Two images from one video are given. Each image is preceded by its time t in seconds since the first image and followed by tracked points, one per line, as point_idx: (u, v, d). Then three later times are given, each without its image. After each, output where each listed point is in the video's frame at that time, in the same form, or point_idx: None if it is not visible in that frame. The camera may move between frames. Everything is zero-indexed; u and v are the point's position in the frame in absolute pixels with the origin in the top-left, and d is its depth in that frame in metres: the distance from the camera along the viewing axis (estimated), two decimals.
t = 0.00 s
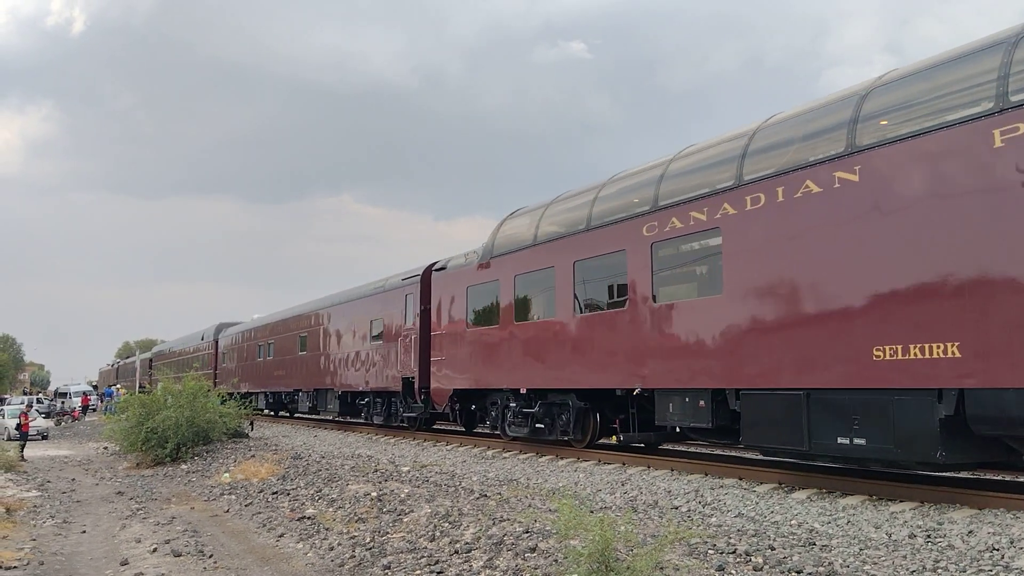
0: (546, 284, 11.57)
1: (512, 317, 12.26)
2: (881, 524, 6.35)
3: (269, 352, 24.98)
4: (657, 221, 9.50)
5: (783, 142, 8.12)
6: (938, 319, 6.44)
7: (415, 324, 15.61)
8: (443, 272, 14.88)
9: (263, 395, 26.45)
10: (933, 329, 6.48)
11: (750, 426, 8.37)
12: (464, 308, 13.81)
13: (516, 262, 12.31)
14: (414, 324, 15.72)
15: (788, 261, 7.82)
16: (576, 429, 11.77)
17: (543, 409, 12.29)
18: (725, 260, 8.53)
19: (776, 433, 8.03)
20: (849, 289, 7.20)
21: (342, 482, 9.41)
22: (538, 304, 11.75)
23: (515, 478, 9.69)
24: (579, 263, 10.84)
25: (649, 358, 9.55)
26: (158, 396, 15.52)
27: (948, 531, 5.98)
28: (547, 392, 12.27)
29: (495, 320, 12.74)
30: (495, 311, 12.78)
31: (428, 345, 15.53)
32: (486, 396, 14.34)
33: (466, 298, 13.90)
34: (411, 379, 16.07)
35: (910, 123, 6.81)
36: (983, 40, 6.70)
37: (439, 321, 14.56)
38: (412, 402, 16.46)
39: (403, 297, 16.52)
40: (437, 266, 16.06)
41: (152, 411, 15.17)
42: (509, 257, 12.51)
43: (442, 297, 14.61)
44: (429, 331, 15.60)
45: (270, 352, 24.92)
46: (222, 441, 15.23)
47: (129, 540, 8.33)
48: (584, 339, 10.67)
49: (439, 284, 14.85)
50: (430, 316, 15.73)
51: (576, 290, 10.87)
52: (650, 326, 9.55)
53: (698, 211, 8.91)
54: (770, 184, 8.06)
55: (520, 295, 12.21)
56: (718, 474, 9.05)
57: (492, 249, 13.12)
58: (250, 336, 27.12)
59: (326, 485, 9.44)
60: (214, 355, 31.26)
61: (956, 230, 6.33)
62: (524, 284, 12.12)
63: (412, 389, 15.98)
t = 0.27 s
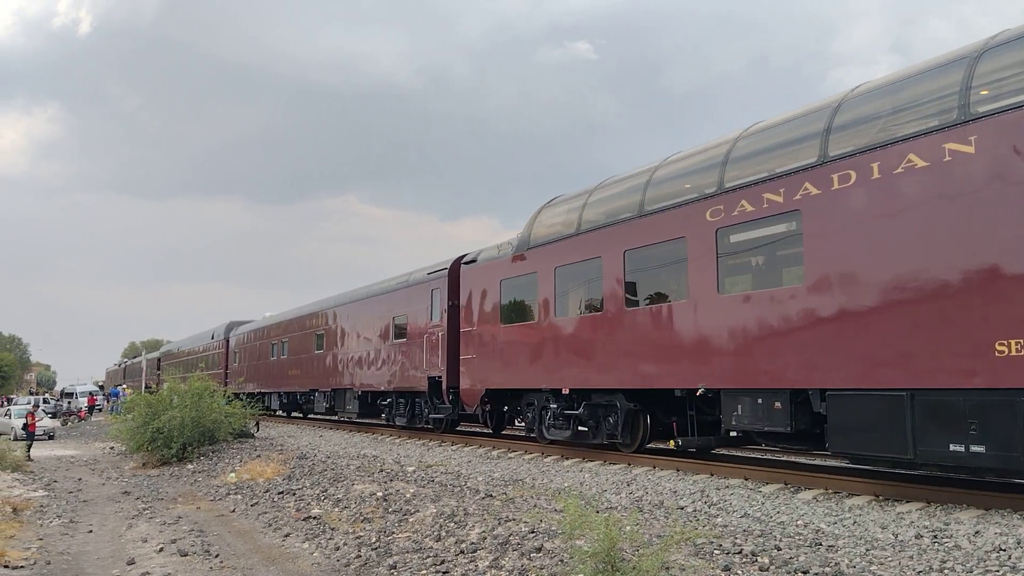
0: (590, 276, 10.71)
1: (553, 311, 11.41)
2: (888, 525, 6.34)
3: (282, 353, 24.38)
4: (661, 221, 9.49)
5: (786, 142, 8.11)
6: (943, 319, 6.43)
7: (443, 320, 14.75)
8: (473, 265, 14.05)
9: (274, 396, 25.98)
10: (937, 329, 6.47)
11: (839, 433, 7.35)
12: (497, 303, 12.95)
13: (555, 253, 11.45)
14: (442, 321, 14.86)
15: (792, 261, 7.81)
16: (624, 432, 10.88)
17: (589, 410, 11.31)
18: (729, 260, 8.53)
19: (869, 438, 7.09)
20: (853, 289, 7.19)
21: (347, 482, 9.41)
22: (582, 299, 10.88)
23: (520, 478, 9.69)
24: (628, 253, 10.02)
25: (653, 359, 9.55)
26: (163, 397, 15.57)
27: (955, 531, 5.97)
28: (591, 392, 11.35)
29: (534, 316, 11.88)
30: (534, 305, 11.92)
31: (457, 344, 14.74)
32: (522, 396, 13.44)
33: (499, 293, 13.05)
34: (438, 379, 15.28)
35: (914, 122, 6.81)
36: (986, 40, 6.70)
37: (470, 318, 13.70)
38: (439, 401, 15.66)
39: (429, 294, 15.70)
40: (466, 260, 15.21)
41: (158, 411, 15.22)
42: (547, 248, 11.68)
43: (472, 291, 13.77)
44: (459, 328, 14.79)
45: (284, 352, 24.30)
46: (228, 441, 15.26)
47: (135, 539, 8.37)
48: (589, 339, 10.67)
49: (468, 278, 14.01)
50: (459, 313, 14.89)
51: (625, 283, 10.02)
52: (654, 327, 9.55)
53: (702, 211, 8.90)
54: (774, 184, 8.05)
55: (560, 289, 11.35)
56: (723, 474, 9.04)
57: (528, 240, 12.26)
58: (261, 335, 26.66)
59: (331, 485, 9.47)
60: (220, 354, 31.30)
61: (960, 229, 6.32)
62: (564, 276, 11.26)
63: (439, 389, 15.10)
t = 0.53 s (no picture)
0: (638, 267, 9.86)
1: (596, 305, 10.60)
2: (891, 526, 6.33)
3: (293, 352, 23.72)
4: (663, 221, 9.48)
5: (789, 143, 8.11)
6: (944, 319, 6.43)
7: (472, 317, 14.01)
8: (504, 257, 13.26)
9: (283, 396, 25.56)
10: (939, 329, 6.47)
11: (945, 439, 6.56)
12: (530, 296, 12.16)
13: (597, 243, 10.63)
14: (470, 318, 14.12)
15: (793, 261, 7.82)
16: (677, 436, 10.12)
17: (639, 414, 10.45)
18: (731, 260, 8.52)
19: (976, 445, 6.32)
20: (854, 289, 7.19)
21: (351, 482, 9.42)
22: (629, 290, 10.05)
23: (523, 479, 9.69)
24: (682, 242, 9.18)
25: (655, 359, 9.55)
26: (167, 396, 15.60)
27: (958, 532, 5.96)
28: (638, 394, 10.55)
29: (573, 310, 11.06)
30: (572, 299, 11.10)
31: (486, 343, 14.06)
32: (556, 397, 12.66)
33: (532, 286, 12.23)
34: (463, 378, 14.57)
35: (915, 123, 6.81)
36: (985, 42, 6.73)
37: (501, 313, 12.92)
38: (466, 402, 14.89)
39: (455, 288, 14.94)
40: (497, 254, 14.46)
41: (162, 411, 15.25)
42: (588, 237, 10.85)
43: (504, 285, 12.97)
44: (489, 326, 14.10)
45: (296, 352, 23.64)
46: (231, 441, 15.28)
47: (139, 539, 8.39)
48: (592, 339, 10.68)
49: (498, 271, 13.21)
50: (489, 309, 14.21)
51: (679, 274, 9.20)
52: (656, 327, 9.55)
53: (704, 211, 8.90)
54: (775, 184, 8.05)
55: (604, 281, 10.52)
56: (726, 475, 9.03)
57: (567, 229, 11.42)
58: (270, 334, 26.22)
59: (334, 485, 9.48)
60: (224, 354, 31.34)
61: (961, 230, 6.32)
62: (608, 267, 10.42)
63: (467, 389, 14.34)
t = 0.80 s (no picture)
0: (696, 255, 9.01)
1: (644, 297, 9.75)
2: (891, 526, 6.33)
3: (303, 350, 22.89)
4: (664, 221, 9.49)
5: (789, 144, 8.13)
6: (947, 319, 6.44)
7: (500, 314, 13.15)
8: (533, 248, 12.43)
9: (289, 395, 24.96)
10: (942, 329, 6.47)
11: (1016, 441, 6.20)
12: (566, 290, 11.30)
13: (642, 231, 9.83)
14: (498, 313, 13.23)
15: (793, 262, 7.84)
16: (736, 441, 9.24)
17: (695, 417, 9.67)
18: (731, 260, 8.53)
19: None
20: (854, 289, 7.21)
21: (351, 482, 9.43)
22: (683, 281, 9.23)
23: (523, 479, 9.69)
24: (747, 228, 8.35)
25: (655, 360, 9.55)
26: (167, 396, 15.61)
27: (959, 533, 5.96)
28: (692, 396, 9.69)
29: (617, 304, 10.20)
30: (615, 291, 10.26)
31: (514, 341, 13.20)
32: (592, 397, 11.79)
33: (568, 279, 11.38)
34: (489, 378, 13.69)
35: (916, 124, 6.83)
36: (986, 43, 6.74)
37: (533, 308, 12.05)
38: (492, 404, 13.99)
39: (481, 283, 14.02)
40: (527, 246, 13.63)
41: (162, 411, 15.26)
42: (633, 224, 10.00)
43: (534, 278, 12.13)
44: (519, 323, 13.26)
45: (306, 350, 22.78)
46: (232, 441, 15.28)
47: (139, 539, 8.39)
48: (592, 339, 10.69)
49: (528, 264, 12.37)
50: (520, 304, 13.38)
51: (743, 262, 8.37)
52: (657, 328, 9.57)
53: (705, 211, 8.91)
54: (776, 184, 8.06)
55: (654, 271, 9.67)
56: (727, 476, 9.04)
57: (608, 217, 10.57)
58: (275, 332, 25.62)
59: (334, 485, 9.48)
60: (224, 354, 31.32)
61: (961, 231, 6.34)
62: (655, 258, 9.61)
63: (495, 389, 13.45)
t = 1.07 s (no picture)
0: (766, 237, 8.19)
1: (702, 285, 8.93)
2: (892, 525, 6.32)
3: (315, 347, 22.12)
4: (668, 220, 9.52)
5: (793, 142, 8.16)
6: (952, 317, 6.41)
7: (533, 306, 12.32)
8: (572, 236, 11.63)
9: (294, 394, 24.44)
10: (945, 328, 6.46)
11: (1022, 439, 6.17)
12: (611, 281, 10.50)
13: (698, 215, 9.05)
14: (531, 306, 12.40)
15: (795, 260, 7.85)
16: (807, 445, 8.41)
17: (761, 419, 8.79)
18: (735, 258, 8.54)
19: None
20: (856, 288, 7.22)
21: (351, 481, 9.42)
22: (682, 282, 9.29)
23: (524, 478, 9.68)
24: (825, 208, 7.56)
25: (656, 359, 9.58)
26: (168, 395, 15.60)
27: (960, 531, 5.96)
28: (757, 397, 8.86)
29: (670, 293, 9.40)
30: (668, 279, 9.44)
31: (549, 336, 12.37)
32: (634, 396, 11.03)
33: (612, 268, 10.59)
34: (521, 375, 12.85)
35: (918, 123, 6.86)
36: (989, 42, 6.78)
37: (574, 299, 11.24)
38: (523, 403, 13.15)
39: (510, 275, 13.21)
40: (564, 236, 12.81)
41: (162, 410, 15.25)
42: (662, 216, 9.65)
43: (574, 267, 11.33)
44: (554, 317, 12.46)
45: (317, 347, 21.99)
46: (232, 440, 15.27)
47: (139, 538, 8.37)
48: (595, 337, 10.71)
49: (567, 253, 11.58)
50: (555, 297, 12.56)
51: (780, 254, 8.01)
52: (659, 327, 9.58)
53: (708, 209, 8.95)
54: (779, 183, 8.09)
55: (714, 256, 8.85)
56: (728, 475, 9.03)
57: (657, 201, 9.79)
58: (281, 330, 25.11)
59: (335, 484, 9.47)
60: (225, 353, 31.29)
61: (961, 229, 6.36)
62: (716, 244, 8.81)
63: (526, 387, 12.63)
